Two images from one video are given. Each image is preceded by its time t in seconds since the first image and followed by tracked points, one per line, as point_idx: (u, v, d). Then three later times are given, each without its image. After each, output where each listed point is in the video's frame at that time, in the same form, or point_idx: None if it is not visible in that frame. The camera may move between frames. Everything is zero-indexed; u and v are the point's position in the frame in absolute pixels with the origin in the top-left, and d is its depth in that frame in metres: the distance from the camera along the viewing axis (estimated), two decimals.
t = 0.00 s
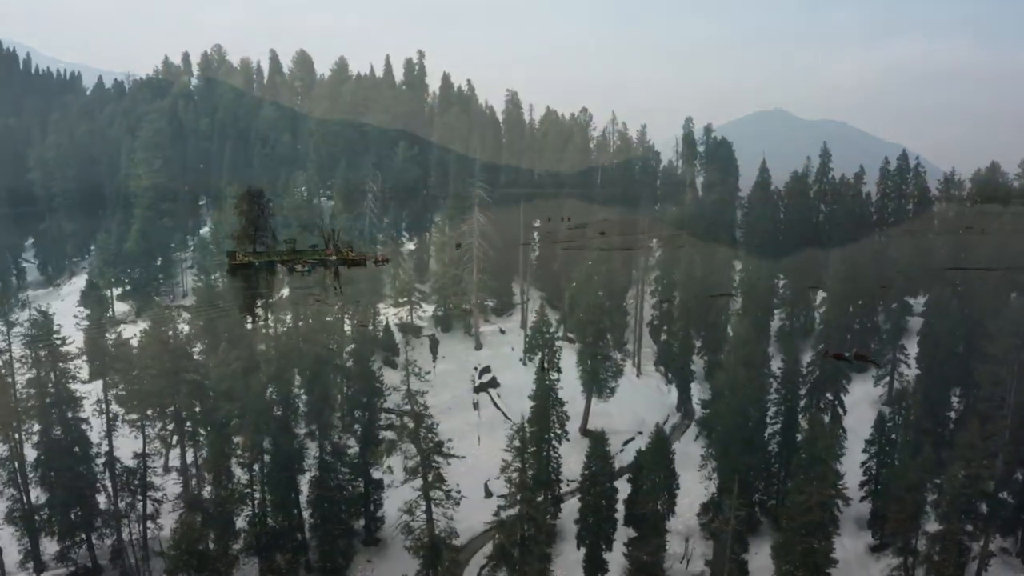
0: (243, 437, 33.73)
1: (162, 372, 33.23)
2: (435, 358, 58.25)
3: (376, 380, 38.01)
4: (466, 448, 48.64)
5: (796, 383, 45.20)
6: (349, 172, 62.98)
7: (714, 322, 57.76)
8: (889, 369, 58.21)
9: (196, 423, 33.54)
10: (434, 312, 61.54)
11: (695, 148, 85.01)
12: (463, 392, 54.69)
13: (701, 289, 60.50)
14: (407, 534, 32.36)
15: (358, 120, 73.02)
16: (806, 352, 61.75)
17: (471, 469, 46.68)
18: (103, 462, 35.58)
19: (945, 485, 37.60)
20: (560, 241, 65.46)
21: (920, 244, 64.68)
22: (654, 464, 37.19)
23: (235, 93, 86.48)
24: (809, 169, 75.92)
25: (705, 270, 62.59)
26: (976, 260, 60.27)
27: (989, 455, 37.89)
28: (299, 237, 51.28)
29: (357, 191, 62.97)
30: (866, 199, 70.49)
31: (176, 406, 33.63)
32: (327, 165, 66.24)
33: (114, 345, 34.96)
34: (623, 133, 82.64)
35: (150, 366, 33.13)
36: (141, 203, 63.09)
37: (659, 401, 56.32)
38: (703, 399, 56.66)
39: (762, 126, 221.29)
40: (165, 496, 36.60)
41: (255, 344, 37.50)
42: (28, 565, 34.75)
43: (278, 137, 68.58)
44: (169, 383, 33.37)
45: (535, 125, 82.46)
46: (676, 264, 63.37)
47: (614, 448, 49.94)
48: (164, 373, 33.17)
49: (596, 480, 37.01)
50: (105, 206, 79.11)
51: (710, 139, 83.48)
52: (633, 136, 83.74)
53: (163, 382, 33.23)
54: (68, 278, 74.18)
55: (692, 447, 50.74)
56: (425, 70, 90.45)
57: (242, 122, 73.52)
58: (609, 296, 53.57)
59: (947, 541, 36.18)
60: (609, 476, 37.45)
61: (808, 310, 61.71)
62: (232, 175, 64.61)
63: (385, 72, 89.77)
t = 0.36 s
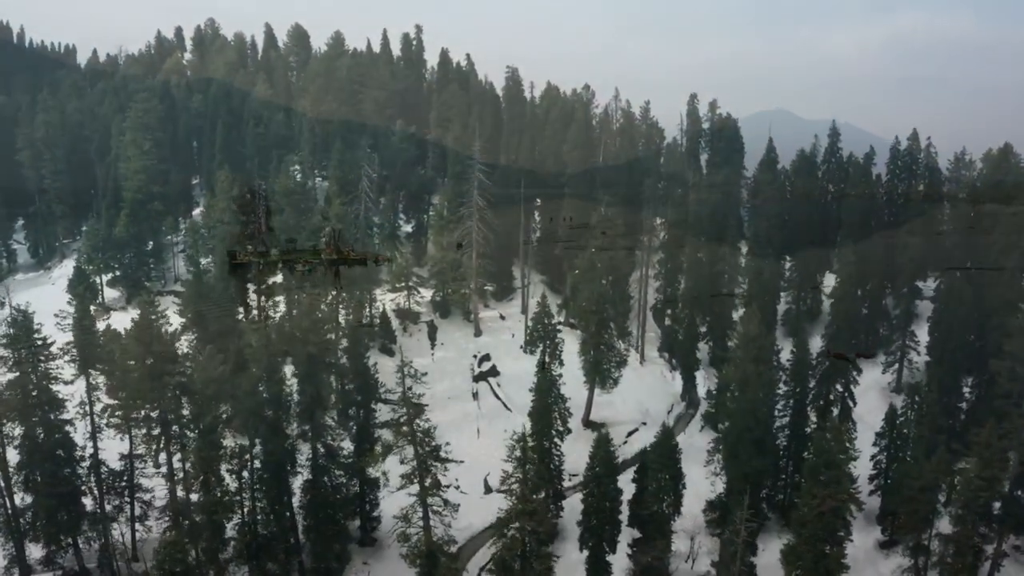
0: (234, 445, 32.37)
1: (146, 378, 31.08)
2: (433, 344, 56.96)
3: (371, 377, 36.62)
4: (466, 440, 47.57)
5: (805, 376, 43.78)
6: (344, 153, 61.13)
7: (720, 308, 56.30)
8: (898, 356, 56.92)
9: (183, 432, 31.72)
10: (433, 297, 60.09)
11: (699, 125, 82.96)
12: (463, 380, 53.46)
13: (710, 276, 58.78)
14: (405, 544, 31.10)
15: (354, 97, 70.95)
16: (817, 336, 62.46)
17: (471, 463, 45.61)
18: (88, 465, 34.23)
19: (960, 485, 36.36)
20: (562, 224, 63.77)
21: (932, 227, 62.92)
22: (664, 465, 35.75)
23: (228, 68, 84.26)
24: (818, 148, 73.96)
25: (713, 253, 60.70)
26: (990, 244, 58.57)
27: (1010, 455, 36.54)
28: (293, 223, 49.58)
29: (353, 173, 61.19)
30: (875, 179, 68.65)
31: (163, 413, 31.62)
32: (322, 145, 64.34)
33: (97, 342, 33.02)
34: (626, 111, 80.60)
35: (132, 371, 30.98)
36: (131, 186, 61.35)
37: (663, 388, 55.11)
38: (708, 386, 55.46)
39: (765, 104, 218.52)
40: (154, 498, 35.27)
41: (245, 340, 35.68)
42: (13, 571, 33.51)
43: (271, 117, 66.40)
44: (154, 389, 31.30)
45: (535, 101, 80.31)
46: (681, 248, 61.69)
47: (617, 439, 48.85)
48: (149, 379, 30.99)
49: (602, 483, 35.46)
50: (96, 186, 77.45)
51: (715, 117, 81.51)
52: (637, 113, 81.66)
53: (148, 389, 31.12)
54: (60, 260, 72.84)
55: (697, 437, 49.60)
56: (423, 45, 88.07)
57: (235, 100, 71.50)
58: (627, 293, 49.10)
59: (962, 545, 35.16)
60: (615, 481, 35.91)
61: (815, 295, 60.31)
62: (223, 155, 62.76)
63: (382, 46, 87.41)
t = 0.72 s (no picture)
0: (221, 454, 31.08)
1: (127, 382, 29.45)
2: (432, 333, 55.67)
3: (368, 376, 35.31)
4: (464, 435, 46.45)
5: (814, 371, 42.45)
6: (340, 135, 59.39)
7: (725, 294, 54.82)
8: (908, 343, 55.68)
9: (170, 438, 30.40)
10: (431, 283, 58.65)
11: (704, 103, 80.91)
12: (461, 371, 52.25)
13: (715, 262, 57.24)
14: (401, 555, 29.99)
15: (349, 77, 68.89)
16: (826, 321, 63.89)
17: (469, 459, 44.60)
18: (73, 469, 33.01)
19: (975, 487, 35.17)
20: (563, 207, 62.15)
21: (942, 211, 61.32)
22: (669, 469, 34.49)
23: (220, 45, 82.10)
24: (825, 127, 72.01)
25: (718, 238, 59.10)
26: (1003, 228, 56.97)
27: None
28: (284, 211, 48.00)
29: (348, 156, 59.42)
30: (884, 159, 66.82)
31: (145, 420, 29.94)
32: (315, 126, 62.37)
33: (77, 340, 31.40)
34: (628, 89, 78.55)
35: (113, 376, 29.34)
36: (121, 170, 59.68)
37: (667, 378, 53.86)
38: (713, 375, 54.30)
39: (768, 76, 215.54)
40: (143, 502, 34.11)
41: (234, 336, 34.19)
42: None
43: (263, 98, 64.45)
44: (135, 394, 29.66)
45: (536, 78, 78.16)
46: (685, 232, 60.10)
47: (620, 433, 47.69)
48: (130, 384, 29.38)
49: (605, 488, 34.21)
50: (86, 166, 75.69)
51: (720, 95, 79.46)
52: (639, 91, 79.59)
53: (127, 394, 29.46)
54: (51, 244, 71.38)
55: (703, 431, 48.51)
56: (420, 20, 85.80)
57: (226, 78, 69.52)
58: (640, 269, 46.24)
59: (976, 550, 34.11)
60: (618, 485, 34.65)
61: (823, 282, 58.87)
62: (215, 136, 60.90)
63: (377, 22, 85.15)
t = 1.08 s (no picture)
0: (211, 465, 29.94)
1: (110, 390, 28.16)
2: (430, 325, 54.43)
3: (363, 379, 34.06)
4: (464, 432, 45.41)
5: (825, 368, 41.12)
6: (335, 119, 57.69)
7: (731, 284, 53.46)
8: (918, 335, 54.52)
9: (156, 448, 29.17)
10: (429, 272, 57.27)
11: (708, 83, 79.00)
12: (461, 364, 51.10)
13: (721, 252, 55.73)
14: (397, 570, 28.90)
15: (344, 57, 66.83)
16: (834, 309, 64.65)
17: (468, 458, 43.62)
18: (58, 477, 31.81)
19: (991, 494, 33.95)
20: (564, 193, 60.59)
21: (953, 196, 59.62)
22: (675, 475, 33.26)
23: (213, 24, 80.09)
24: (834, 108, 70.18)
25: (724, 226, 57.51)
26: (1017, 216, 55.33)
27: None
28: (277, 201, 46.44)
29: (343, 141, 57.65)
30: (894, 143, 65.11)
31: (129, 429, 28.68)
32: (309, 110, 60.62)
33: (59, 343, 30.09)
34: (632, 68, 76.48)
35: (94, 384, 28.01)
36: (110, 156, 58.03)
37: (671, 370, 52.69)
38: (718, 367, 53.14)
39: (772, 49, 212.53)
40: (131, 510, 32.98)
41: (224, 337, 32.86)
42: None
43: (256, 80, 62.52)
44: (118, 403, 28.38)
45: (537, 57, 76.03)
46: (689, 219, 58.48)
47: (624, 429, 46.62)
48: (113, 392, 28.08)
49: (608, 496, 33.04)
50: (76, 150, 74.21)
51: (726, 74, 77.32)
52: (643, 71, 77.64)
53: (109, 403, 28.17)
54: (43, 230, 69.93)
55: (708, 427, 47.42)
56: None
57: (219, 59, 67.69)
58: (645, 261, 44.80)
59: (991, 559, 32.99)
60: (623, 492, 33.46)
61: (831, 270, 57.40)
62: (206, 121, 59.26)
63: None
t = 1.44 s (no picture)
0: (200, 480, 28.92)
1: (91, 407, 26.87)
2: (428, 318, 53.13)
3: (357, 385, 32.77)
4: (463, 432, 44.29)
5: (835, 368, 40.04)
6: (329, 106, 55.92)
7: (737, 276, 52.06)
8: (928, 327, 53.24)
9: (141, 466, 27.97)
10: (427, 263, 55.85)
11: (713, 64, 77.04)
12: (460, 359, 49.87)
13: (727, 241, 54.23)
14: None
15: (339, 41, 64.95)
16: (841, 300, 63.23)
17: (468, 459, 42.53)
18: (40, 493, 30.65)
19: (1007, 505, 32.78)
20: (566, 181, 58.99)
21: (966, 183, 57.88)
22: (681, 488, 32.07)
23: (205, 4, 77.97)
24: (843, 91, 68.30)
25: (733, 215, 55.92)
26: None
27: None
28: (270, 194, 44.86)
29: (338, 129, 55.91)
30: (905, 127, 63.35)
31: (112, 447, 27.42)
32: (303, 96, 58.87)
33: (38, 355, 28.74)
34: (635, 49, 74.51)
35: (74, 401, 26.73)
36: (98, 145, 56.46)
37: (676, 365, 51.43)
38: (724, 362, 51.90)
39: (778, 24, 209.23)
40: (118, 524, 31.91)
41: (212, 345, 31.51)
42: None
43: (248, 65, 60.66)
44: (99, 420, 27.11)
45: (537, 38, 74.04)
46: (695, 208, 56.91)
47: (627, 429, 45.54)
48: (94, 410, 26.79)
49: (612, 508, 31.90)
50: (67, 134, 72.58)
51: (732, 56, 75.37)
52: (647, 52, 75.63)
53: (91, 421, 26.88)
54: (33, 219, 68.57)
55: (713, 425, 46.29)
56: None
57: (210, 41, 65.77)
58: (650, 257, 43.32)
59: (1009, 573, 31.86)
60: (628, 503, 32.21)
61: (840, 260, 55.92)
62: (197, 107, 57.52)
63: None
